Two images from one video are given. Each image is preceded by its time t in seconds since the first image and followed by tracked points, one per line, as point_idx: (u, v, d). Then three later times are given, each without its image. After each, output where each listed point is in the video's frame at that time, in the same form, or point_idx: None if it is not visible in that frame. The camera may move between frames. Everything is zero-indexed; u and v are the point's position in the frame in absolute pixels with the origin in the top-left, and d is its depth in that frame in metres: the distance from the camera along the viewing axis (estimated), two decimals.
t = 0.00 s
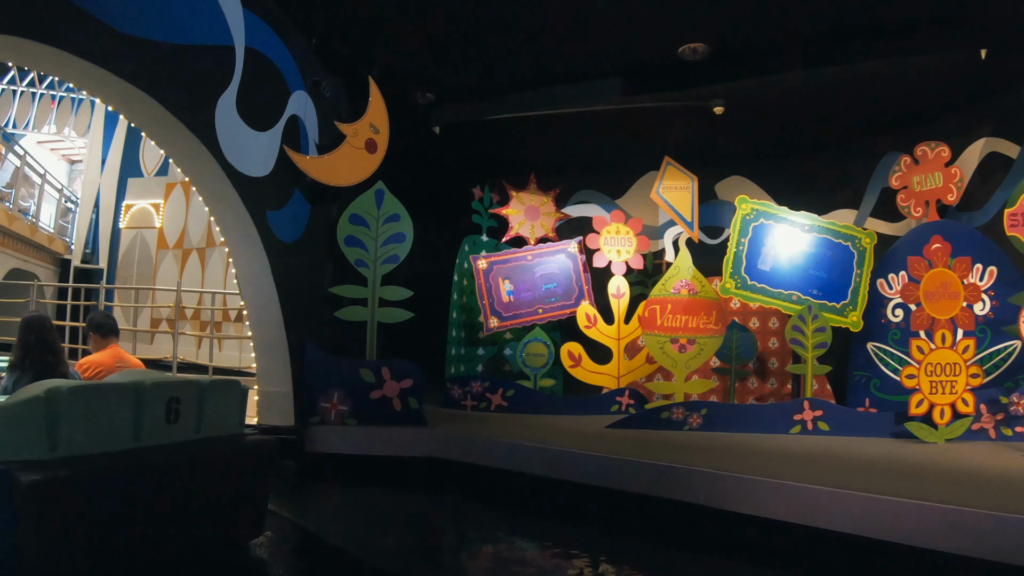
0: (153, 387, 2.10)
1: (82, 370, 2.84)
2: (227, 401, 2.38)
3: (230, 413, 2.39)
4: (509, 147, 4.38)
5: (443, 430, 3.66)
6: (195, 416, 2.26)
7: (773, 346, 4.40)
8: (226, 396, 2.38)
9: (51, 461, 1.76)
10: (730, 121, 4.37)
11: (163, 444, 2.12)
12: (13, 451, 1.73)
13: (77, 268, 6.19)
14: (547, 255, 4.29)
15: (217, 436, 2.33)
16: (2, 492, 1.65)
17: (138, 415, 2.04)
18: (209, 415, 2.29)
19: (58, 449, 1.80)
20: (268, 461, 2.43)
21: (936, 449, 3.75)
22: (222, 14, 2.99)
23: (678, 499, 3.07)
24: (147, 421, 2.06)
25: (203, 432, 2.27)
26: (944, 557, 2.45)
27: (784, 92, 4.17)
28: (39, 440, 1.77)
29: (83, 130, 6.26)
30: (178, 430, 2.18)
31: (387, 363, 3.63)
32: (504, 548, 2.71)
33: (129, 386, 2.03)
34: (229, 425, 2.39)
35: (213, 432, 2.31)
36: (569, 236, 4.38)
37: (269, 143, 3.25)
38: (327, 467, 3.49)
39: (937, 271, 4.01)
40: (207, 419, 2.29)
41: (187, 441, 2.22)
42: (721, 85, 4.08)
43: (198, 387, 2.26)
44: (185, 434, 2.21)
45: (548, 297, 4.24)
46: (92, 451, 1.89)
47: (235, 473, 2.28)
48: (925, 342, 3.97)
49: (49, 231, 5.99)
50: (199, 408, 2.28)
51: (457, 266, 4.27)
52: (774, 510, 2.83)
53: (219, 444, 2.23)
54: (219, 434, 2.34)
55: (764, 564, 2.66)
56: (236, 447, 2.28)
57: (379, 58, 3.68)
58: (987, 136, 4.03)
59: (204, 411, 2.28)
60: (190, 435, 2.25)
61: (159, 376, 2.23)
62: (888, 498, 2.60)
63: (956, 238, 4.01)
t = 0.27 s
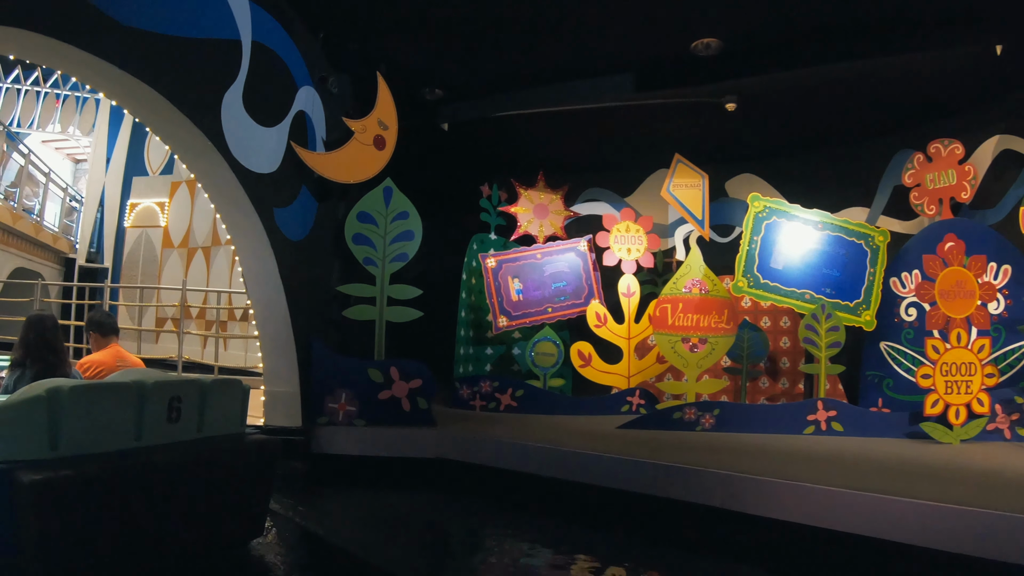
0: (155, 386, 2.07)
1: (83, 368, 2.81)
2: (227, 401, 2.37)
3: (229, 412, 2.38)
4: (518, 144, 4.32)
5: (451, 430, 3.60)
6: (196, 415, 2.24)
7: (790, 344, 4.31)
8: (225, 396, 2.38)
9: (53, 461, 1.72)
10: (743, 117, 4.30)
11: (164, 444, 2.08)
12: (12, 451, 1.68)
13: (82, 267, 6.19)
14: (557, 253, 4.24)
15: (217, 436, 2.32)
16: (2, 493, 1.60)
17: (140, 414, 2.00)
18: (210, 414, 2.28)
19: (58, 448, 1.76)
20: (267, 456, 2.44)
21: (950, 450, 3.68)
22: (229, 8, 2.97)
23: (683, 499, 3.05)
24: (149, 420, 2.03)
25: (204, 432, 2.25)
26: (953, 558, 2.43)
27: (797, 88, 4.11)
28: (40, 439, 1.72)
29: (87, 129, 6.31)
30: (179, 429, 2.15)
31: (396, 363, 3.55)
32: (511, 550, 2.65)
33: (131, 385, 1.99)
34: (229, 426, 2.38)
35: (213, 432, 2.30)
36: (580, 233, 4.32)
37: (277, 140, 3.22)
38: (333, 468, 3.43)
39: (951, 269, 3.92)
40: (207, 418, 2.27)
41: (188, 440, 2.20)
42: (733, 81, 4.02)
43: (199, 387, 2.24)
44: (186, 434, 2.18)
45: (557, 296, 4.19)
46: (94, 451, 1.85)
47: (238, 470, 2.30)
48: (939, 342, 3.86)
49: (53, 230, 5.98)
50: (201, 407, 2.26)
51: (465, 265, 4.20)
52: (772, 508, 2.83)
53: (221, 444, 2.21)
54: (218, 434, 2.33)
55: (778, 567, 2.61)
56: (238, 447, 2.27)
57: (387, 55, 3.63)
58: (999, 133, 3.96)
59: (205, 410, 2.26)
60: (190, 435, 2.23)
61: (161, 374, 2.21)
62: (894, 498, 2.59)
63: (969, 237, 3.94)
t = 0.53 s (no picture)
0: (156, 387, 2.05)
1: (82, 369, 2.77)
2: (228, 403, 2.34)
3: (230, 413, 2.35)
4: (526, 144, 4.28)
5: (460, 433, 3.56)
6: (196, 417, 2.21)
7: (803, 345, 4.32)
8: (225, 398, 2.34)
9: (54, 462, 1.69)
10: (754, 116, 4.25)
11: (165, 445, 2.06)
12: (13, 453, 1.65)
13: (86, 269, 6.18)
14: (567, 253, 4.16)
15: (218, 437, 2.29)
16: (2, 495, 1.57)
17: (141, 415, 1.98)
18: (211, 416, 2.25)
19: (60, 450, 1.73)
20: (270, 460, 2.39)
21: (967, 452, 3.61)
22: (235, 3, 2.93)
23: (694, 503, 3.01)
24: (150, 422, 2.01)
25: (205, 433, 2.22)
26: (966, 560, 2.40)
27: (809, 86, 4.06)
28: (40, 440, 1.69)
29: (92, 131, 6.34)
30: (180, 431, 2.12)
31: (404, 364, 3.49)
32: (519, 552, 2.62)
33: (132, 386, 1.97)
34: (229, 427, 2.35)
35: (214, 433, 2.27)
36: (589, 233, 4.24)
37: (284, 138, 3.19)
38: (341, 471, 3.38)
39: (966, 270, 3.83)
40: (208, 420, 2.25)
41: (188, 442, 2.17)
42: (746, 78, 3.95)
43: (200, 388, 2.21)
44: (186, 435, 2.15)
45: (566, 297, 4.12)
46: (96, 452, 1.82)
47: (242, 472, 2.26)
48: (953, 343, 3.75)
49: (57, 231, 5.97)
50: (201, 409, 2.23)
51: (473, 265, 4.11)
52: (776, 509, 2.83)
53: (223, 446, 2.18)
54: (219, 436, 2.30)
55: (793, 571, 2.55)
56: (238, 449, 2.24)
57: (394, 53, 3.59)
58: (1011, 133, 3.90)
59: (206, 411, 2.24)
60: (191, 437, 2.20)
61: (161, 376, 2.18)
62: (907, 501, 2.55)
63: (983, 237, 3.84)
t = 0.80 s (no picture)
0: (158, 390, 2.02)
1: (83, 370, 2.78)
2: (230, 403, 2.32)
3: (233, 414, 2.32)
4: (534, 141, 4.22)
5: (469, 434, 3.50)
6: (198, 418, 2.19)
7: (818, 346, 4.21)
8: (227, 399, 2.31)
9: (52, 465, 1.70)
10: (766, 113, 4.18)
11: (166, 447, 2.05)
12: (13, 453, 1.67)
13: (91, 269, 6.18)
14: (575, 253, 4.12)
15: (219, 437, 2.27)
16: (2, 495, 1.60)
17: (142, 417, 1.96)
18: (213, 417, 2.22)
19: (60, 452, 1.74)
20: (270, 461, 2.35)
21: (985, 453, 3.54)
22: None
23: (706, 505, 2.96)
24: (151, 424, 1.99)
25: (206, 435, 2.20)
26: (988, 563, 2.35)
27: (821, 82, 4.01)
28: (40, 442, 1.70)
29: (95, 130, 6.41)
30: (181, 432, 2.11)
31: (413, 365, 3.45)
32: (526, 553, 2.58)
33: (133, 388, 1.95)
34: (231, 427, 2.32)
35: (216, 434, 2.25)
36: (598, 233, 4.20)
37: (290, 135, 3.14)
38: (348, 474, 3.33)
39: (981, 268, 3.76)
40: (210, 421, 2.22)
41: (189, 443, 2.16)
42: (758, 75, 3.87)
43: (202, 388, 2.19)
44: (187, 436, 2.14)
45: (575, 297, 4.08)
46: (96, 454, 1.83)
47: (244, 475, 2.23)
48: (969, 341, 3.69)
49: (61, 231, 6.04)
50: (203, 410, 2.21)
51: (481, 265, 4.06)
52: (785, 510, 2.79)
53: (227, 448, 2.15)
54: (221, 436, 2.28)
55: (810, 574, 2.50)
56: (241, 451, 2.20)
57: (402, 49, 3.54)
58: None
59: (208, 413, 2.21)
60: (192, 437, 2.18)
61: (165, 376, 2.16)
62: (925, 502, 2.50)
63: (998, 235, 3.78)
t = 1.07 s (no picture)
0: (158, 391, 2.05)
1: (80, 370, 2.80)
2: (229, 404, 2.35)
3: (233, 415, 2.36)
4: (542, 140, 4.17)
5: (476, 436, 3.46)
6: (197, 419, 2.21)
7: (833, 347, 4.06)
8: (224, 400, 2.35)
9: (55, 465, 1.72)
10: (779, 111, 4.11)
11: (166, 447, 2.08)
12: (13, 456, 1.68)
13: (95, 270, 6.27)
14: (585, 252, 4.07)
15: (218, 438, 2.30)
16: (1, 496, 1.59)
17: (142, 418, 1.99)
18: (212, 418, 2.26)
19: (61, 453, 1.76)
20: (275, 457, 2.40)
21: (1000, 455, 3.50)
22: None
23: (718, 508, 2.91)
24: (151, 424, 2.02)
25: (206, 435, 2.22)
26: (1013, 569, 2.29)
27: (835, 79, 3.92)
28: (41, 443, 1.72)
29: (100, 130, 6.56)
30: (180, 433, 2.13)
31: (421, 366, 3.40)
32: (535, 557, 2.55)
33: (133, 389, 1.98)
34: (229, 428, 2.35)
35: (215, 435, 2.28)
36: (607, 232, 4.14)
37: (296, 132, 3.11)
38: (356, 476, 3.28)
39: (994, 267, 3.69)
40: (210, 422, 2.26)
41: (188, 445, 2.18)
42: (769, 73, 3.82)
43: (201, 390, 2.22)
44: (187, 438, 2.16)
45: (584, 297, 4.03)
46: (98, 455, 1.85)
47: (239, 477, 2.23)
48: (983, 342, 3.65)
49: (65, 232, 6.03)
50: (202, 411, 2.24)
51: (488, 265, 4.03)
52: (807, 513, 2.71)
53: (227, 450, 2.18)
54: (220, 438, 2.30)
55: None
56: (241, 453, 2.22)
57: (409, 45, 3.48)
58: None
59: (207, 414, 2.24)
60: (191, 439, 2.21)
61: (164, 378, 2.20)
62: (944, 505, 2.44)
63: (1013, 233, 3.67)
